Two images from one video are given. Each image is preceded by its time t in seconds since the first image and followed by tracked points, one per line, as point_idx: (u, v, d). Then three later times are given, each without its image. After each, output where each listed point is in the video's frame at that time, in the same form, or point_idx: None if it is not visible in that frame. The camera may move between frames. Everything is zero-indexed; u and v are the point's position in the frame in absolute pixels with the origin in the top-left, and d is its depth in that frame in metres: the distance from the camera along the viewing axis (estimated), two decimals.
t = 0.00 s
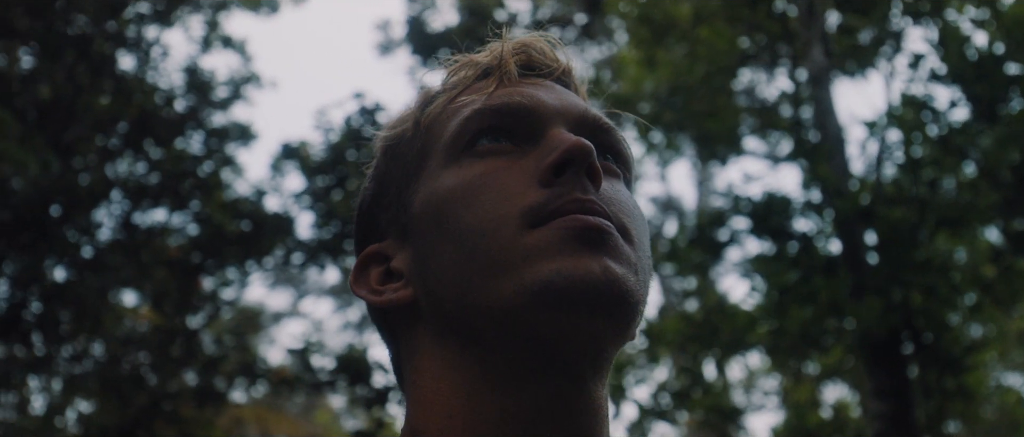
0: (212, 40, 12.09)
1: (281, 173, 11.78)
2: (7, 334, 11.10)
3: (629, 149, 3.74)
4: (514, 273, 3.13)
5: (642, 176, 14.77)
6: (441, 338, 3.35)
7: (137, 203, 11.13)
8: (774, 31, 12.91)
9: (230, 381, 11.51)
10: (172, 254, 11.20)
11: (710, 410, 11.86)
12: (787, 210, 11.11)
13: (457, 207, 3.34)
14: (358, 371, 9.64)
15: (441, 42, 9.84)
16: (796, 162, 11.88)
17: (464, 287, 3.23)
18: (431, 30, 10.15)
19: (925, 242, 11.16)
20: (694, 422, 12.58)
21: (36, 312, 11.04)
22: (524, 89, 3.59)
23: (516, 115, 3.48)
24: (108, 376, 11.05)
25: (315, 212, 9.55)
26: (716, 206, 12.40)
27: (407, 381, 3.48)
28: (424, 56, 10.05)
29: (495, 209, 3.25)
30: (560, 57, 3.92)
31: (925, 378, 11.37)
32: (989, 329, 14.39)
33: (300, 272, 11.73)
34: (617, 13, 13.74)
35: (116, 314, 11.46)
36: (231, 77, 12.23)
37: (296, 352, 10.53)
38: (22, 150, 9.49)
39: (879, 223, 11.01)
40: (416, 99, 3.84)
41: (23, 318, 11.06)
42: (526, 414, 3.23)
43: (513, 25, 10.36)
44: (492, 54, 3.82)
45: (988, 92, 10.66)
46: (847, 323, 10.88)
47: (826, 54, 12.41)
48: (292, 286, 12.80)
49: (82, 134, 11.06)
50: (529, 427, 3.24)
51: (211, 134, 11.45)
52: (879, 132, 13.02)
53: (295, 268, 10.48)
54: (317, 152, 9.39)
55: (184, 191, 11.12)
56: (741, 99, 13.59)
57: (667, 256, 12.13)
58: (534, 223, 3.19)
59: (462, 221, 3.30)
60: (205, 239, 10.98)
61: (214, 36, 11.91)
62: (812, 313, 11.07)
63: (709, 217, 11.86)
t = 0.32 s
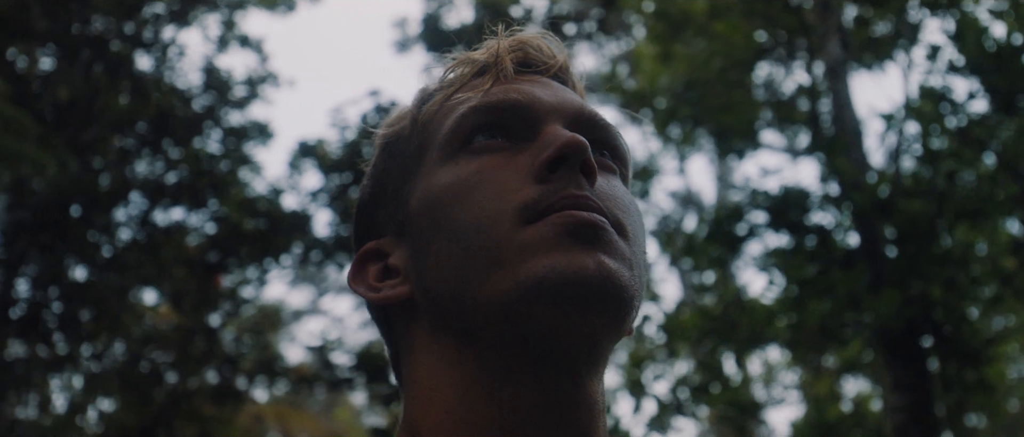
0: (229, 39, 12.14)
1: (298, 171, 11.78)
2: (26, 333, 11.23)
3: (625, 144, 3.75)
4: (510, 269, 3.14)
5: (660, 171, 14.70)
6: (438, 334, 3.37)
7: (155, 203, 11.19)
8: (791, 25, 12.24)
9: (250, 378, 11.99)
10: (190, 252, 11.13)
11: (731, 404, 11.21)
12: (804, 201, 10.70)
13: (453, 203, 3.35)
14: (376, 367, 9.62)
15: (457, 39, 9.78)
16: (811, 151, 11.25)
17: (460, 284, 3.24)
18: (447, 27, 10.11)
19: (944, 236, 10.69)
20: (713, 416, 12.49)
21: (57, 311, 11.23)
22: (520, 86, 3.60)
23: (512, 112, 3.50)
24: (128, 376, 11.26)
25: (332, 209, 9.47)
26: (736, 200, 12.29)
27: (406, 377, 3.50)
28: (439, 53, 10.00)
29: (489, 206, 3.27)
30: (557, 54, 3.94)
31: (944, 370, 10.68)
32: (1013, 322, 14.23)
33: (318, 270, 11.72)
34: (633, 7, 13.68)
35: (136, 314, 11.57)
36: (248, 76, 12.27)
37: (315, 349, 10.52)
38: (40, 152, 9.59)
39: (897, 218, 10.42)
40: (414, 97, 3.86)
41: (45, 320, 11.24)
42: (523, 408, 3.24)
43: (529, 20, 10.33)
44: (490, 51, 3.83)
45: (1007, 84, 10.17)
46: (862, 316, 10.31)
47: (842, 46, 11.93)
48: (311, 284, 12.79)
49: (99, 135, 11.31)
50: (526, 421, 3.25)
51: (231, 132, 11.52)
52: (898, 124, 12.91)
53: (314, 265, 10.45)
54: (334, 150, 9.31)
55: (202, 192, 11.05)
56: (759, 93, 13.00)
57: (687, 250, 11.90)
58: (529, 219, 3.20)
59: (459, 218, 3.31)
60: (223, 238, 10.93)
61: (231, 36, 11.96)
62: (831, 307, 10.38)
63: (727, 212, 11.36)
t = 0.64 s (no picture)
0: (244, 40, 12.20)
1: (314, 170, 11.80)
2: (46, 334, 11.32)
3: (623, 141, 3.75)
4: (507, 267, 3.15)
5: (676, 166, 14.68)
6: (438, 333, 3.38)
7: (172, 203, 11.24)
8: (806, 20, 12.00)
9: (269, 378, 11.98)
10: (207, 253, 11.25)
11: (749, 401, 11.15)
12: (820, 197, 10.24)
13: (451, 202, 3.36)
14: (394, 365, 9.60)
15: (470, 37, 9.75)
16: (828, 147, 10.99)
17: (458, 282, 3.25)
18: (459, 25, 10.07)
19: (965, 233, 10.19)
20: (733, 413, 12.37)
21: (75, 312, 11.30)
22: (517, 85, 3.61)
23: (509, 111, 3.50)
24: (147, 375, 11.29)
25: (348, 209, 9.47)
26: (752, 195, 12.28)
27: (406, 374, 3.51)
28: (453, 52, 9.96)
29: (486, 205, 3.27)
30: (556, 52, 3.94)
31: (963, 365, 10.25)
32: None
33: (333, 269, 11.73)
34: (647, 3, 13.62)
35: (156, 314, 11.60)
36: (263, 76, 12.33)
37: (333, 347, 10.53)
38: (56, 154, 9.68)
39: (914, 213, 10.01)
40: (413, 96, 3.87)
41: (63, 319, 11.33)
42: (522, 406, 3.26)
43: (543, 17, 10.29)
44: (487, 50, 3.84)
45: None
46: (879, 310, 9.99)
47: (856, 40, 11.91)
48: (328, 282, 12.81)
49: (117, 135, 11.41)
50: (526, 419, 3.26)
51: (247, 133, 11.57)
52: (915, 118, 12.82)
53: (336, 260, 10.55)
54: (350, 150, 9.35)
55: (218, 193, 11.16)
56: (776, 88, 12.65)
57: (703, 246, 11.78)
58: (526, 217, 3.21)
59: (457, 216, 3.32)
60: (240, 238, 10.99)
61: (246, 36, 11.99)
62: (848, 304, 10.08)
63: (743, 207, 11.27)
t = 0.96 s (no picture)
0: (262, 40, 12.26)
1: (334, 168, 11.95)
2: (68, 334, 11.43)
3: (621, 139, 3.75)
4: (504, 265, 3.16)
5: (694, 162, 14.67)
6: (437, 331, 3.40)
7: (191, 203, 11.36)
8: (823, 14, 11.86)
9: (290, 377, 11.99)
10: (226, 252, 11.34)
11: (769, 397, 11.15)
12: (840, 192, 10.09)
13: (449, 201, 3.38)
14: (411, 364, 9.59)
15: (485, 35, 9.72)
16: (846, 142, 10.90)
17: (457, 281, 3.26)
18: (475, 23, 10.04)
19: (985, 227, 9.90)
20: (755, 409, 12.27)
21: (96, 312, 11.43)
22: (515, 83, 3.63)
23: (507, 109, 3.52)
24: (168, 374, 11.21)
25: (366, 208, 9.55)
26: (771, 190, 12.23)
27: (407, 373, 3.53)
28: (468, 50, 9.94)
29: (483, 204, 3.29)
30: (554, 51, 3.95)
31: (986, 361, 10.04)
32: None
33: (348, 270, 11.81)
34: None
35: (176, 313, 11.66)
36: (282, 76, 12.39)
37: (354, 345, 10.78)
38: (75, 157, 9.70)
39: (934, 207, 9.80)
40: (413, 96, 3.89)
41: (84, 319, 11.45)
42: (521, 403, 3.27)
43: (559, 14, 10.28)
44: (486, 49, 3.86)
45: None
46: (900, 305, 9.85)
47: (875, 34, 11.58)
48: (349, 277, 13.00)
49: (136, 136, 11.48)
50: (526, 416, 3.27)
51: (266, 132, 11.64)
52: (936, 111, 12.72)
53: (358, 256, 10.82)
54: (367, 149, 9.35)
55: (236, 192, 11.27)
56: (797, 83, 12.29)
57: (721, 243, 11.68)
58: (523, 215, 3.22)
59: (455, 215, 3.34)
60: (259, 238, 11.16)
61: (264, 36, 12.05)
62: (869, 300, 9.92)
63: (762, 202, 11.22)
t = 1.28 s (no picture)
0: (280, 42, 12.33)
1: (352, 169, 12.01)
2: (90, 336, 11.51)
3: (621, 137, 3.76)
4: (502, 264, 3.18)
5: (713, 159, 14.62)
6: (437, 331, 3.41)
7: (210, 204, 11.62)
8: (840, 10, 11.82)
9: (310, 378, 12.00)
10: (246, 253, 11.46)
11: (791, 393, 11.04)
12: (858, 188, 10.09)
13: (448, 201, 3.40)
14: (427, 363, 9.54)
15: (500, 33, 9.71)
16: (865, 138, 10.84)
17: (455, 280, 3.29)
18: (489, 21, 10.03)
19: (1007, 220, 9.75)
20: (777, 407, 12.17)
21: (118, 314, 11.48)
22: (514, 83, 3.65)
23: (505, 109, 3.54)
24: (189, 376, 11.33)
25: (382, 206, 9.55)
26: (790, 186, 12.17)
27: (408, 372, 3.55)
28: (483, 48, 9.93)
29: (482, 203, 3.30)
30: (554, 51, 3.97)
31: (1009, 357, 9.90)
32: None
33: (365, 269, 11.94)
34: None
35: (196, 315, 11.71)
36: (299, 77, 12.45)
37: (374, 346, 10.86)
38: (93, 159, 9.75)
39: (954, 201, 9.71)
40: (414, 97, 3.91)
41: (105, 322, 11.51)
42: (521, 402, 3.28)
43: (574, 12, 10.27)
44: (484, 50, 3.88)
45: None
46: (919, 301, 9.72)
47: (893, 29, 11.57)
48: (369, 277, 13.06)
49: (155, 139, 11.57)
50: (526, 416, 3.28)
51: (284, 134, 11.70)
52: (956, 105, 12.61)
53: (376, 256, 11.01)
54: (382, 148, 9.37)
55: (254, 193, 11.49)
56: (816, 78, 12.09)
57: (740, 240, 11.64)
58: (521, 214, 3.23)
59: (453, 215, 3.36)
60: (278, 239, 11.39)
61: (281, 37, 12.12)
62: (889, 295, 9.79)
63: (781, 199, 11.17)
